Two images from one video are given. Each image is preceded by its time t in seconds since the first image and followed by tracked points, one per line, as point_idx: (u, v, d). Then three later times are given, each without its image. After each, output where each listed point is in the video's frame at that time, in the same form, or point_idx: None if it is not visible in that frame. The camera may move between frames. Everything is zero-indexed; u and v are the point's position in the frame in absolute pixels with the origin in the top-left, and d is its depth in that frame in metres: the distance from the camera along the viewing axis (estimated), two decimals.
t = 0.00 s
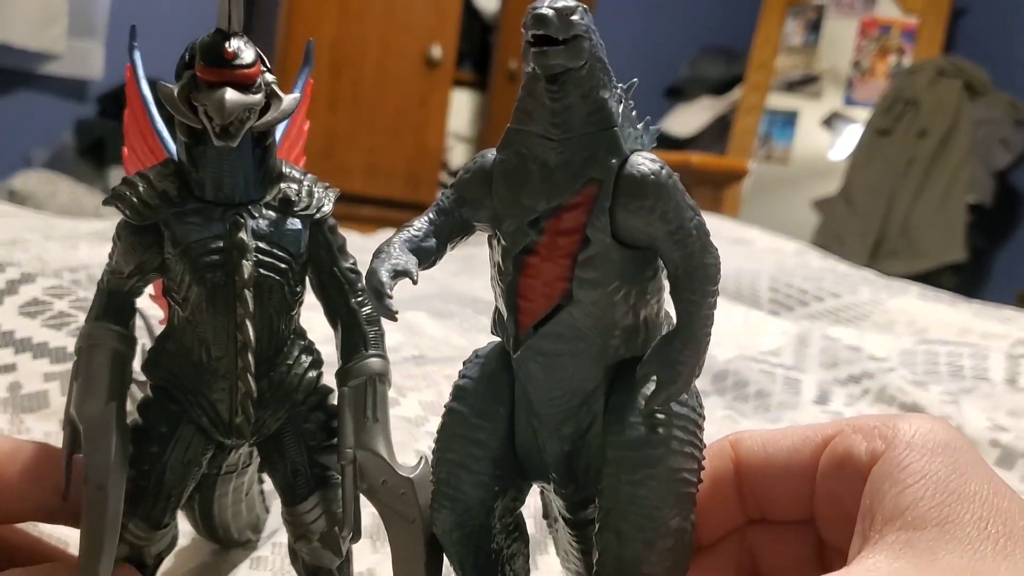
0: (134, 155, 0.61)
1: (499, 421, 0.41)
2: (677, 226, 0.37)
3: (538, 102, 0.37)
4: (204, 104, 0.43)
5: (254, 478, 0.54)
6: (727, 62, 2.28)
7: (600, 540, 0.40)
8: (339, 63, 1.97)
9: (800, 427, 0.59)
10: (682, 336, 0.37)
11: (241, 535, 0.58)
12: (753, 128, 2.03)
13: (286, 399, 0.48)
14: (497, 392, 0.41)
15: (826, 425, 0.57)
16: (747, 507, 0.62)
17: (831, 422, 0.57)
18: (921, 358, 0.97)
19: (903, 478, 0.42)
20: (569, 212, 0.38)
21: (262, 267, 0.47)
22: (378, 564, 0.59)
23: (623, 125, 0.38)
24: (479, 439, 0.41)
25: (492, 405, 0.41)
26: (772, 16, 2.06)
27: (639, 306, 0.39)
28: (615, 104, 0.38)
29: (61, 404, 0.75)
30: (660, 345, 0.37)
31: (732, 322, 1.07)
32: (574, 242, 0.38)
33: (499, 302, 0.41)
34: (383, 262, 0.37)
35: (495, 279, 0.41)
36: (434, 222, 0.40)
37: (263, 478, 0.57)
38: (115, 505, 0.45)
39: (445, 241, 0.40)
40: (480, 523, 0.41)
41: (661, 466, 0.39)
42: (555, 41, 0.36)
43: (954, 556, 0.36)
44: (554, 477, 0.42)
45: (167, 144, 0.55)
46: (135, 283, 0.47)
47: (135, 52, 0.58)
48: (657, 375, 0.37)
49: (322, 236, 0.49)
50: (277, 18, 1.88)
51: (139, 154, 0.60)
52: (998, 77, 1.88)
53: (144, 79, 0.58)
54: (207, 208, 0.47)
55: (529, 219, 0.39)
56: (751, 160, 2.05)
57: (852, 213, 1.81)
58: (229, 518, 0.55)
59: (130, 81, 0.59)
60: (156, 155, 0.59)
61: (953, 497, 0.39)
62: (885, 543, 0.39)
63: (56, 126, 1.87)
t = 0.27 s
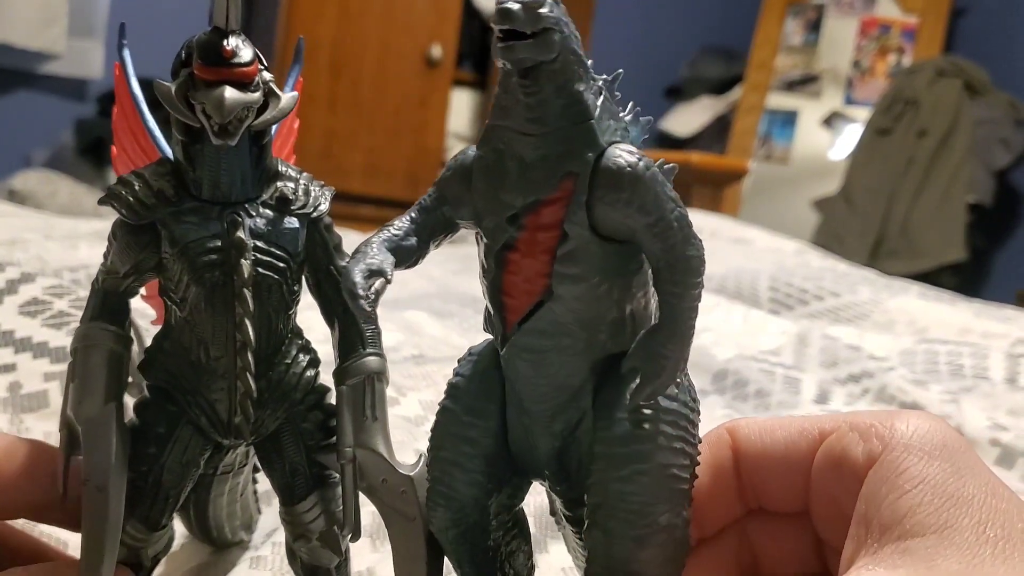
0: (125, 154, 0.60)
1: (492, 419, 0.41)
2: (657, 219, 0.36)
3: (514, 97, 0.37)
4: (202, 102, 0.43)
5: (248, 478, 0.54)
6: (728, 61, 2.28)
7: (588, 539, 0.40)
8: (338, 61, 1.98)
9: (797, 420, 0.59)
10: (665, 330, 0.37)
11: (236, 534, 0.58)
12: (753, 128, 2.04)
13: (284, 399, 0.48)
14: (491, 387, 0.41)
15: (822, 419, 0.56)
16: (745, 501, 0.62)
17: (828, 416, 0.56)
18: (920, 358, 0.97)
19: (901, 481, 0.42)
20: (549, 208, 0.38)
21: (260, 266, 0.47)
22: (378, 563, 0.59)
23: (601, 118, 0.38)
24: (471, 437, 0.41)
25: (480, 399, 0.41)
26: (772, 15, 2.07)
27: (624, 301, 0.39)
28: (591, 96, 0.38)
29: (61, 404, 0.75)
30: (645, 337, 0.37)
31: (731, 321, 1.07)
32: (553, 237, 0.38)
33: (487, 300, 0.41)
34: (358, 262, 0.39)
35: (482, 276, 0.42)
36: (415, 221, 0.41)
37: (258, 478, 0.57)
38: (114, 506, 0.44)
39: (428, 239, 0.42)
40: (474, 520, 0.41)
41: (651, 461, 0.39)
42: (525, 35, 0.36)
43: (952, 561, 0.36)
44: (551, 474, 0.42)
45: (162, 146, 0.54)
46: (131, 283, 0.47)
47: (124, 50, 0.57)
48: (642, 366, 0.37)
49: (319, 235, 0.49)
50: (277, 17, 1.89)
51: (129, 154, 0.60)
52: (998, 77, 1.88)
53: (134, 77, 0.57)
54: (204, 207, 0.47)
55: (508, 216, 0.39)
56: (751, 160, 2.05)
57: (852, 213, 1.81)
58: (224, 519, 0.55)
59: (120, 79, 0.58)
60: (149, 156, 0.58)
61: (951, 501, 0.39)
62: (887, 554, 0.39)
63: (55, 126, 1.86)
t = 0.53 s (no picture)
0: (133, 154, 0.59)
1: (478, 433, 0.39)
2: (607, 220, 0.34)
3: (450, 111, 0.36)
4: (220, 104, 0.43)
5: (252, 479, 0.54)
6: (727, 60, 2.29)
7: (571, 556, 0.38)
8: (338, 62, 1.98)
9: (795, 415, 0.58)
10: (626, 332, 0.35)
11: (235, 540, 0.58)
12: (753, 129, 2.04)
13: (292, 400, 0.48)
14: (471, 399, 0.39)
15: (819, 415, 0.56)
16: (740, 498, 0.62)
17: (824, 412, 0.56)
18: (921, 358, 0.97)
19: (897, 481, 0.42)
20: (499, 218, 0.36)
21: (271, 267, 0.47)
22: (378, 564, 0.59)
23: (544, 123, 0.36)
24: (452, 451, 0.39)
25: (454, 413, 0.39)
26: (772, 15, 2.06)
27: (591, 302, 0.36)
28: (532, 104, 0.36)
29: (61, 404, 0.75)
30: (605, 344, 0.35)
31: (731, 322, 1.07)
32: (505, 248, 0.36)
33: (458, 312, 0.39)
34: (312, 288, 0.36)
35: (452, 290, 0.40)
36: (378, 243, 0.40)
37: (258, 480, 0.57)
38: (123, 507, 0.45)
39: (392, 262, 0.40)
40: (464, 534, 0.40)
41: (627, 471, 0.36)
42: (450, 50, 0.34)
43: (947, 564, 0.36)
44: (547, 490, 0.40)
45: (178, 152, 0.54)
46: (141, 282, 0.46)
47: (137, 52, 0.57)
48: (607, 373, 0.35)
49: (330, 237, 0.49)
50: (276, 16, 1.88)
51: (138, 154, 0.59)
52: (998, 77, 1.88)
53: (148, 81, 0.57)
54: (216, 207, 0.47)
55: (460, 229, 0.37)
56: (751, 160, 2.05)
57: (851, 213, 1.81)
58: (226, 520, 0.55)
59: (132, 81, 0.58)
60: (160, 157, 0.57)
61: (947, 504, 0.39)
62: (877, 553, 0.39)
63: (53, 127, 1.85)
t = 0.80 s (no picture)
0: (122, 155, 0.58)
1: (475, 438, 0.39)
2: (591, 223, 0.34)
3: (435, 118, 0.37)
4: (203, 106, 0.43)
5: (247, 480, 0.55)
6: (727, 60, 2.29)
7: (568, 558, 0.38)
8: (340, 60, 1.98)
9: (792, 415, 0.58)
10: (614, 334, 0.35)
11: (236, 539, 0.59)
12: (754, 129, 2.03)
13: (285, 403, 0.48)
14: (465, 405, 0.39)
15: (814, 415, 0.56)
16: (737, 499, 0.62)
17: (820, 412, 0.56)
18: (921, 358, 0.96)
19: (892, 483, 0.42)
20: (485, 225, 0.36)
21: (260, 270, 0.47)
22: (378, 564, 0.59)
23: (527, 129, 0.36)
24: (448, 456, 0.39)
25: (450, 419, 0.40)
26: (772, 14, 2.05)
27: (580, 306, 0.36)
28: (514, 110, 0.36)
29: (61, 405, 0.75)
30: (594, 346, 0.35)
31: (731, 321, 1.07)
32: (494, 253, 0.36)
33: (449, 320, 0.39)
34: (302, 300, 0.36)
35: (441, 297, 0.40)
36: (367, 253, 0.40)
37: (254, 480, 0.57)
38: (116, 512, 0.45)
39: (382, 273, 0.40)
40: (461, 537, 0.39)
41: (620, 473, 0.36)
42: (429, 60, 0.35)
43: (942, 566, 0.36)
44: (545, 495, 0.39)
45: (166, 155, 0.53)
46: (130, 286, 0.47)
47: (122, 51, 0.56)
48: (595, 376, 0.36)
49: (319, 238, 0.49)
50: (276, 15, 1.88)
51: (126, 155, 0.58)
52: (999, 76, 1.88)
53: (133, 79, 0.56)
54: (205, 210, 0.47)
55: (448, 236, 0.37)
56: (751, 160, 2.05)
57: (852, 213, 1.81)
58: (223, 521, 0.55)
59: (118, 80, 0.57)
60: (147, 158, 0.56)
61: (941, 505, 0.39)
62: (872, 555, 0.39)
63: (53, 127, 1.85)
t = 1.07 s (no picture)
0: (109, 156, 0.58)
1: (468, 443, 0.39)
2: (576, 225, 0.34)
3: (411, 125, 0.36)
4: (174, 108, 0.43)
5: (241, 482, 0.55)
6: (727, 59, 2.29)
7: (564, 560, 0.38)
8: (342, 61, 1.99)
9: (784, 408, 0.57)
10: (603, 337, 0.35)
11: (239, 537, 0.59)
12: (754, 128, 2.03)
13: (269, 405, 0.48)
14: (456, 411, 0.39)
15: (806, 411, 0.55)
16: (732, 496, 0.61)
17: (812, 408, 0.55)
18: (921, 358, 0.96)
19: (888, 488, 0.42)
20: (467, 230, 0.35)
21: (239, 272, 0.47)
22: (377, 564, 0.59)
23: (505, 132, 0.35)
24: (442, 462, 0.39)
25: (442, 424, 0.39)
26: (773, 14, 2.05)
27: (569, 309, 0.36)
28: (492, 113, 0.35)
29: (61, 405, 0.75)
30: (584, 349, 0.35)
31: (731, 322, 1.06)
32: (478, 259, 0.36)
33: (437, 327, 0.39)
34: (284, 315, 0.36)
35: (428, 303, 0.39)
36: (350, 263, 0.39)
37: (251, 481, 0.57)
38: (97, 519, 0.44)
39: (366, 282, 0.39)
40: (458, 541, 0.39)
41: (614, 476, 0.36)
42: (404, 67, 0.34)
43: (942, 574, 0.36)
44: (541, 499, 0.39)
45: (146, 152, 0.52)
46: (112, 291, 0.47)
47: (105, 52, 0.56)
48: (586, 379, 0.36)
49: (302, 236, 0.48)
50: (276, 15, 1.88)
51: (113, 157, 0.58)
52: (999, 76, 1.88)
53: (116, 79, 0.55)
54: (183, 213, 0.47)
55: (430, 244, 0.36)
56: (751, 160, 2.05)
57: (852, 212, 1.81)
58: (219, 521, 0.55)
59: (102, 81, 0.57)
60: (131, 158, 0.56)
61: (938, 509, 0.39)
62: (873, 565, 0.39)
63: (54, 128, 1.82)
